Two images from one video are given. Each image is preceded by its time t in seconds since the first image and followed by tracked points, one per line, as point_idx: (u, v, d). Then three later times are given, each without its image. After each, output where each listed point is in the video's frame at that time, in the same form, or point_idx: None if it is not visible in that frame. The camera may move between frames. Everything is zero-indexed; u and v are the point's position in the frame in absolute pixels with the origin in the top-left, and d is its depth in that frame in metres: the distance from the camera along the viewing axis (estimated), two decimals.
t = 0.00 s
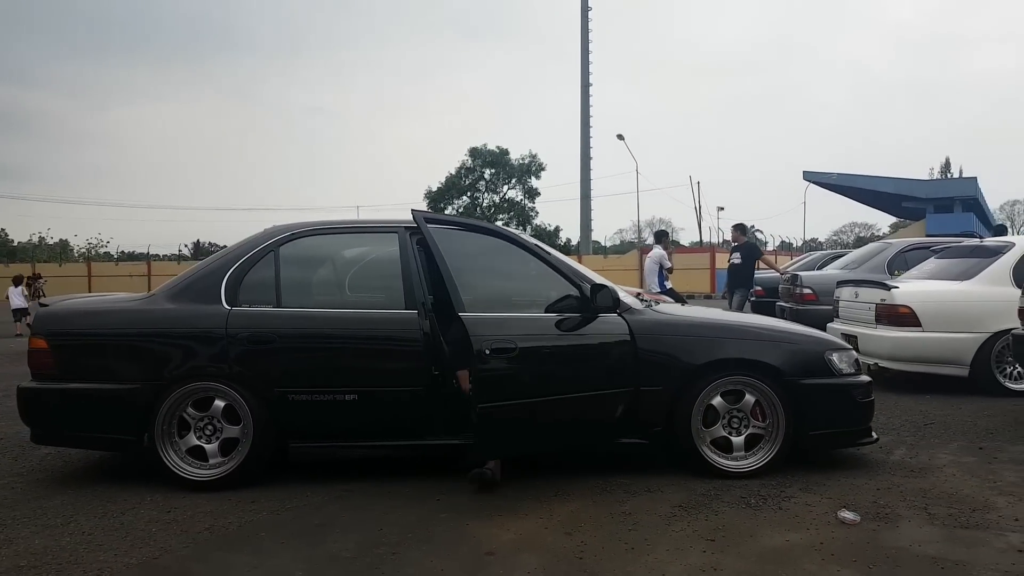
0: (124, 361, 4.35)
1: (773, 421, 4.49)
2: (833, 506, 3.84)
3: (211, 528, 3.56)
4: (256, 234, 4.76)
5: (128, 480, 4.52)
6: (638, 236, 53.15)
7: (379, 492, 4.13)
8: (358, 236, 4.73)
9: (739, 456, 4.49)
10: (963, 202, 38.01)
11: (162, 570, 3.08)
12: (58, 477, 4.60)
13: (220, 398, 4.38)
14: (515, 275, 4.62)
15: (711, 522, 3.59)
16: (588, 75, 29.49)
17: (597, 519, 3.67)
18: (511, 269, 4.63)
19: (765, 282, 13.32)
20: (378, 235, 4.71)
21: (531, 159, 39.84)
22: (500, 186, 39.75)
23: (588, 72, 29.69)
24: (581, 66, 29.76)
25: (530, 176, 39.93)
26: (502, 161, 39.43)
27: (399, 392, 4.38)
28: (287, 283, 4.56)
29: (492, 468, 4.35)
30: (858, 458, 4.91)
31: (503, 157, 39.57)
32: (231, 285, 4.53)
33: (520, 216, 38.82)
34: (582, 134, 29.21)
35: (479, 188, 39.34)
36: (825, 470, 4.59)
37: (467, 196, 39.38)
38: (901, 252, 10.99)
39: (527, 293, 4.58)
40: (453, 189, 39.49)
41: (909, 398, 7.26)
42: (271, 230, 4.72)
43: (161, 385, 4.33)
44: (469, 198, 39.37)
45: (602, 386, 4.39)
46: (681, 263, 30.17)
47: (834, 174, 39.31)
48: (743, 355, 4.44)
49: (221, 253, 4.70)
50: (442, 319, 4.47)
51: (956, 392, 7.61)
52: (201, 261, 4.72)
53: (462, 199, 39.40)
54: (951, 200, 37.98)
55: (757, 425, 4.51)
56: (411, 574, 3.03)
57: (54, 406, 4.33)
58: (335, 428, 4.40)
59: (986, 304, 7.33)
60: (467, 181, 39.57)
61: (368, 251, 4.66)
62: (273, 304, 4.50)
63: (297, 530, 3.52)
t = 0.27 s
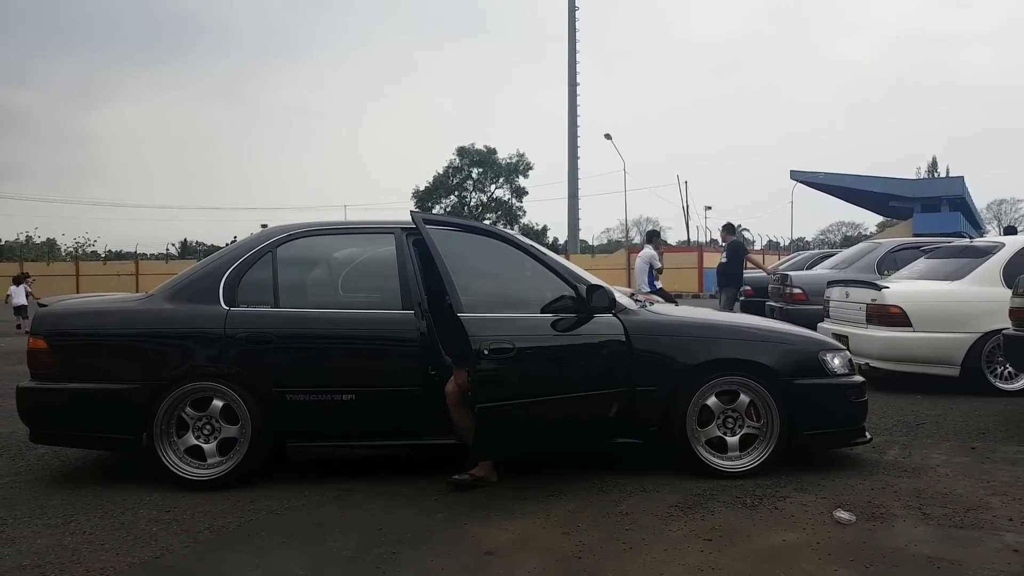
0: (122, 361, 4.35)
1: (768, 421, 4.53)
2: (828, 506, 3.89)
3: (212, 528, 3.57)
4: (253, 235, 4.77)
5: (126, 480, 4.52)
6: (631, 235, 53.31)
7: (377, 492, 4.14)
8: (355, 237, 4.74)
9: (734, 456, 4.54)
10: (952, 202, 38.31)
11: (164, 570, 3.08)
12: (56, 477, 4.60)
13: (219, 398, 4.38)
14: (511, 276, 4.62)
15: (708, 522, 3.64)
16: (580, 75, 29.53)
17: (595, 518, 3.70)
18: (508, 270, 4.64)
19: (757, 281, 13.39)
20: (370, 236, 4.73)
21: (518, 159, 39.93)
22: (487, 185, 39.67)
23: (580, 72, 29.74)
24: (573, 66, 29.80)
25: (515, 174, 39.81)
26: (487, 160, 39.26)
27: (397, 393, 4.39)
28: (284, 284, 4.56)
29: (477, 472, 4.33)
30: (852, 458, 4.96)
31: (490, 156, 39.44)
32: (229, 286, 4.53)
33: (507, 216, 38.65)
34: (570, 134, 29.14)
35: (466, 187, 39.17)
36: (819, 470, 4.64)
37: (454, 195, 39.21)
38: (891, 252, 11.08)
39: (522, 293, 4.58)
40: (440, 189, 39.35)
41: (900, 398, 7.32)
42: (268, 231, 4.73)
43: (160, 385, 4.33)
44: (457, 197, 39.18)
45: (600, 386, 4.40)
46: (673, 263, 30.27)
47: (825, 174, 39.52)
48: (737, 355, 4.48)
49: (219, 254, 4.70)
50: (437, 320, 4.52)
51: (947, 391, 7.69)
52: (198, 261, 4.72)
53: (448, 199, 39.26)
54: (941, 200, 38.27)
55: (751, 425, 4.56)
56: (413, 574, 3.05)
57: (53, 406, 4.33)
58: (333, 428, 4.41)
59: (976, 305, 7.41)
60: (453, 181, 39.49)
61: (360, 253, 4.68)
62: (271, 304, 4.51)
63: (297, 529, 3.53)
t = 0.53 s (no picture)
0: (130, 365, 4.38)
1: (770, 431, 4.55)
2: (831, 517, 3.91)
3: (217, 532, 3.59)
4: (260, 241, 4.80)
5: (132, 483, 4.54)
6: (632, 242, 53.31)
7: (381, 498, 4.16)
8: (361, 243, 4.77)
9: (736, 465, 4.56)
10: (953, 212, 38.35)
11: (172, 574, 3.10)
12: (62, 478, 4.62)
13: (225, 402, 4.40)
14: (515, 285, 4.64)
15: (711, 531, 3.66)
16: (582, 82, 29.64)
17: (599, 527, 3.72)
18: (512, 279, 4.65)
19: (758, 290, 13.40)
20: (374, 242, 4.75)
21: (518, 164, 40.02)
22: (487, 191, 39.66)
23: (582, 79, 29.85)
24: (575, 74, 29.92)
25: (516, 180, 39.87)
26: (488, 166, 39.40)
27: (402, 399, 4.42)
28: (291, 289, 4.60)
29: (475, 478, 4.34)
30: (854, 469, 4.98)
31: (490, 162, 39.51)
32: (236, 291, 4.56)
33: (506, 221, 38.64)
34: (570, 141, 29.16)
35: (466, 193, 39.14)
36: (822, 481, 4.65)
37: (453, 201, 39.22)
38: (892, 262, 11.10)
39: (526, 300, 4.59)
40: (440, 194, 39.42)
41: (902, 409, 7.33)
42: (275, 236, 4.76)
43: (167, 389, 4.35)
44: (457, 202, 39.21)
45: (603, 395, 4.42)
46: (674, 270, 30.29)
47: (826, 182, 39.58)
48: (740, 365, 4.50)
49: (226, 259, 4.74)
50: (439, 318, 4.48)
51: (948, 402, 7.70)
52: (205, 267, 4.75)
53: (449, 204, 39.33)
54: (942, 210, 38.31)
55: (753, 435, 4.58)
56: None
57: (60, 409, 4.36)
58: (338, 433, 4.43)
59: (978, 316, 7.43)
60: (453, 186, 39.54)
61: (364, 259, 4.71)
62: (277, 310, 4.54)
63: (303, 534, 3.55)
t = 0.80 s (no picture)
0: (141, 372, 4.43)
1: (775, 440, 4.59)
2: (835, 526, 3.94)
3: (228, 537, 3.63)
4: (270, 250, 4.87)
5: (142, 489, 4.58)
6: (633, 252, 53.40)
7: (389, 505, 4.20)
8: (370, 253, 4.83)
9: (740, 474, 4.59)
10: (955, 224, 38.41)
11: None
12: (72, 484, 4.66)
13: (235, 410, 4.45)
14: (522, 295, 4.69)
15: (717, 539, 3.69)
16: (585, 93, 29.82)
17: (605, 534, 3.76)
18: (519, 288, 4.70)
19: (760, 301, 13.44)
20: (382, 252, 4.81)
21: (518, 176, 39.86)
22: (489, 201, 39.78)
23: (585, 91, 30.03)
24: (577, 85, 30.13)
25: (518, 190, 40.03)
26: (490, 176, 39.55)
27: (410, 407, 4.47)
28: (301, 298, 4.66)
29: (482, 485, 4.37)
30: (857, 478, 5.01)
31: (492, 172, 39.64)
32: (247, 300, 4.62)
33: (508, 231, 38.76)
34: (572, 151, 29.30)
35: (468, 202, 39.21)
36: (826, 490, 4.69)
37: (456, 211, 39.36)
38: (895, 273, 11.15)
39: (533, 310, 4.64)
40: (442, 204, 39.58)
41: (905, 420, 7.36)
42: (286, 245, 4.83)
43: (178, 396, 4.41)
44: (459, 212, 39.30)
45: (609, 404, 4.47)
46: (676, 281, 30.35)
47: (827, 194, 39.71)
48: (745, 375, 4.55)
49: (237, 267, 4.80)
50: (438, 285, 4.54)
51: (951, 414, 7.72)
52: (216, 275, 4.81)
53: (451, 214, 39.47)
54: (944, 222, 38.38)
55: (758, 444, 4.62)
56: None
57: (72, 415, 4.41)
58: (346, 441, 4.48)
59: (980, 327, 7.47)
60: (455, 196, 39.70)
61: (373, 267, 4.77)
62: (287, 318, 4.59)
63: (313, 540, 3.59)
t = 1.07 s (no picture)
0: (152, 379, 4.48)
1: (778, 446, 4.65)
2: (838, 530, 4.00)
3: (240, 543, 3.68)
4: (279, 258, 4.93)
5: (151, 495, 4.62)
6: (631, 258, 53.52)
7: (397, 510, 4.25)
8: (378, 262, 4.89)
9: (744, 479, 4.65)
10: (951, 230, 38.60)
11: None
12: (82, 491, 4.70)
13: (245, 417, 4.50)
14: (528, 303, 4.75)
15: (722, 544, 3.75)
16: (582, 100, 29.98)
17: (612, 539, 3.81)
18: (525, 297, 4.77)
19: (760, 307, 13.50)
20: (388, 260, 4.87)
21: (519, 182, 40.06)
22: (487, 207, 39.87)
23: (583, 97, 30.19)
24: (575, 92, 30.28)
25: (517, 196, 40.14)
26: (488, 182, 39.60)
27: (417, 413, 4.52)
28: (310, 305, 4.71)
29: (489, 492, 4.42)
30: (859, 483, 5.06)
31: (491, 178, 39.79)
32: (257, 307, 4.67)
33: (506, 237, 38.85)
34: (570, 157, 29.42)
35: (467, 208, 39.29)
36: (828, 495, 4.74)
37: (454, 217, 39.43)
38: (893, 279, 11.24)
39: (539, 318, 4.70)
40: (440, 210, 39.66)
41: (904, 425, 7.42)
42: (294, 254, 4.88)
43: (188, 404, 4.45)
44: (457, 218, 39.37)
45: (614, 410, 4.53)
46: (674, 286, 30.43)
47: (824, 200, 39.87)
48: (748, 381, 4.61)
49: (246, 275, 4.86)
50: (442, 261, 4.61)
51: (949, 419, 7.79)
52: (226, 283, 4.87)
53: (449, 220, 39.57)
54: (940, 228, 38.55)
55: (761, 450, 4.68)
56: None
57: (83, 423, 4.45)
58: (355, 447, 4.53)
59: (978, 333, 7.55)
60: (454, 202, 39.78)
61: (381, 276, 4.83)
62: (296, 326, 4.64)
63: (323, 546, 3.64)
